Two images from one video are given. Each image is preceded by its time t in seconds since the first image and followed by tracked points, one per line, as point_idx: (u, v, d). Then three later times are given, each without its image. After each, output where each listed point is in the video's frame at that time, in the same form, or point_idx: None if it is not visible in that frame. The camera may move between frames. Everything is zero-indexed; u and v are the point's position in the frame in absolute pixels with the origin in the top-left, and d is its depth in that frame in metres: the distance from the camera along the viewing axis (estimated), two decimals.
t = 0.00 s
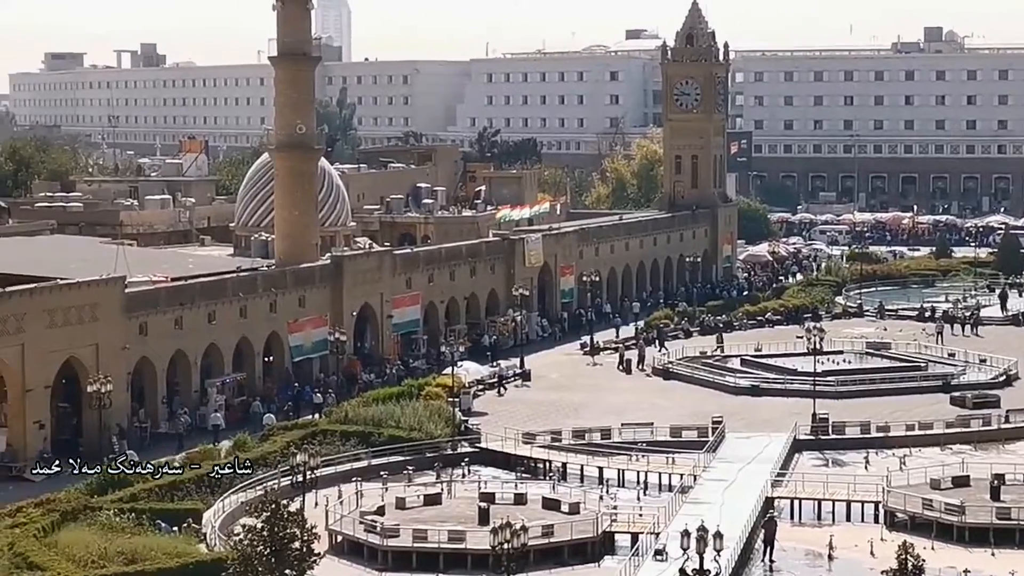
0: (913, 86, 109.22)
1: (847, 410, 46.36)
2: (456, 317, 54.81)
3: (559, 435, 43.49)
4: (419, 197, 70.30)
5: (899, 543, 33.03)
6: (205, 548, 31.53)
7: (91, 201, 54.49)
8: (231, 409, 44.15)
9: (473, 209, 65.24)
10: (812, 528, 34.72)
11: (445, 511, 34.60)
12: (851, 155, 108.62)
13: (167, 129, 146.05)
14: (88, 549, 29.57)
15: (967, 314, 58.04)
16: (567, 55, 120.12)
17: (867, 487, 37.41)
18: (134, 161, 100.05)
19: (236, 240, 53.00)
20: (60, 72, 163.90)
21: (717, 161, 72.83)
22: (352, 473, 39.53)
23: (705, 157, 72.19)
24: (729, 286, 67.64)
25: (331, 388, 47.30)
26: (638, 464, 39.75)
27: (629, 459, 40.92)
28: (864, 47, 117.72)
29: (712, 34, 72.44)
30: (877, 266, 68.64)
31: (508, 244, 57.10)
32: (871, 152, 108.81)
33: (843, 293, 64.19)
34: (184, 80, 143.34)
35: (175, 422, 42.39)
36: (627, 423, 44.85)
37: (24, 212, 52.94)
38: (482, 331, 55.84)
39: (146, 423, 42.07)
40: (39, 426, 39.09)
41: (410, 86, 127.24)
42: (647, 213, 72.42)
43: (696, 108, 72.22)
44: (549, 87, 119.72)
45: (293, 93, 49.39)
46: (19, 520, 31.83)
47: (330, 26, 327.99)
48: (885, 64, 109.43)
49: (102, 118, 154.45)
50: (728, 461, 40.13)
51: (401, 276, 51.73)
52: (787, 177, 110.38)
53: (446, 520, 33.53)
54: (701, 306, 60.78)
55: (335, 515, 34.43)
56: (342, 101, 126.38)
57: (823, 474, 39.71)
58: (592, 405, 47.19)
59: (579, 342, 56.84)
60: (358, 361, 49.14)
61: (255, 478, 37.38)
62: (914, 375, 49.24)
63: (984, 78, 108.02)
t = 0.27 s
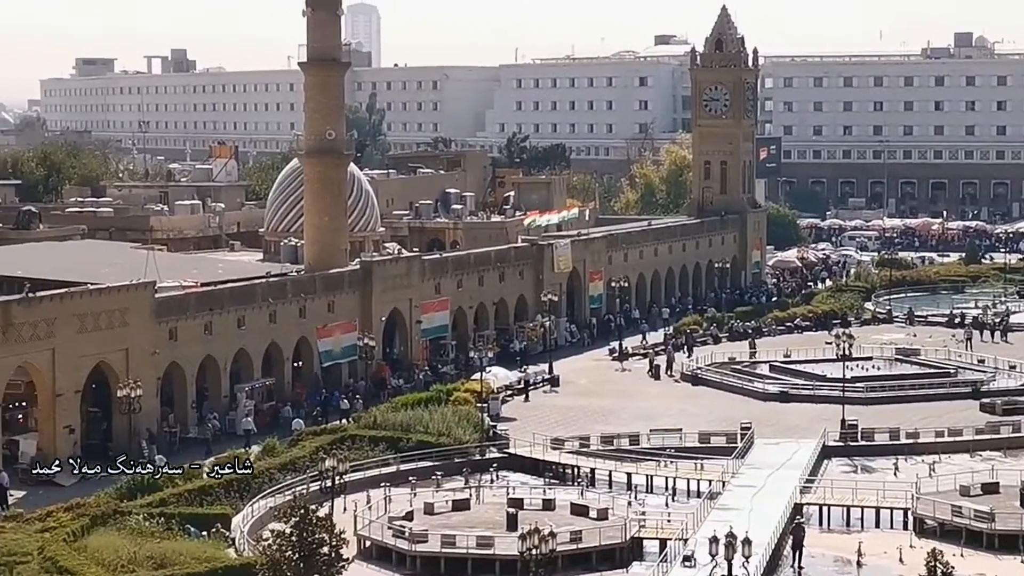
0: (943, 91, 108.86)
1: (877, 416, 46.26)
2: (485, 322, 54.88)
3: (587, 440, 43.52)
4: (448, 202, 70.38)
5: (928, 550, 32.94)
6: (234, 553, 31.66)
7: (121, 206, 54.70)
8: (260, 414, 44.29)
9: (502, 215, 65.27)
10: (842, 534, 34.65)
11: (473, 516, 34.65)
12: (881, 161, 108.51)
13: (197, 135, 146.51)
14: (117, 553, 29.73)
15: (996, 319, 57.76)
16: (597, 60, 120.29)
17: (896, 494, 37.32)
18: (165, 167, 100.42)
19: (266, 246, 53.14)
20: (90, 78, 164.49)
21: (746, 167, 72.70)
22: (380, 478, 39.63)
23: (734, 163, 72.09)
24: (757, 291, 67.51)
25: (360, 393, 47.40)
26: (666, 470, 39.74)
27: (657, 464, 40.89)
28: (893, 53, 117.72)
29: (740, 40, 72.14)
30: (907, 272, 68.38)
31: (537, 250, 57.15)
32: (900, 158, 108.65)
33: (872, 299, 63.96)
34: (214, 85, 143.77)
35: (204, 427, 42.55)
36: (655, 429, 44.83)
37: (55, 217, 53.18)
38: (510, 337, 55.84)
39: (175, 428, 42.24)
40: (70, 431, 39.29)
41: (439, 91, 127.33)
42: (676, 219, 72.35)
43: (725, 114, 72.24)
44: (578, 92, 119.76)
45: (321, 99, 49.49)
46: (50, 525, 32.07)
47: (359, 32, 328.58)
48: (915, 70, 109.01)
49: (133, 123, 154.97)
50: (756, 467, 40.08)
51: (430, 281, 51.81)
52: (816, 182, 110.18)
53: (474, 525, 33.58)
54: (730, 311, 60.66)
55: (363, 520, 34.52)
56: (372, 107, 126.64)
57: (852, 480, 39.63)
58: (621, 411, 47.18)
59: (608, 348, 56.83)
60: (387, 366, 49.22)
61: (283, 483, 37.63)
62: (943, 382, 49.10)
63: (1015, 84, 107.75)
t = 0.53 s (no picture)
0: (964, 100, 108.81)
1: (897, 425, 46.15)
2: (505, 331, 54.88)
3: (607, 449, 43.51)
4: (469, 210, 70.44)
5: (949, 560, 32.89)
6: (254, 561, 31.67)
7: (142, 215, 54.83)
8: (280, 422, 44.35)
9: (522, 224, 65.25)
10: (862, 544, 34.59)
11: (493, 525, 34.65)
12: (901, 170, 108.39)
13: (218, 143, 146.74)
14: (138, 561, 29.75)
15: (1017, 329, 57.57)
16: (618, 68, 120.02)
17: (917, 503, 37.24)
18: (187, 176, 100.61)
19: (287, 254, 53.25)
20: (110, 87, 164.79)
21: (767, 175, 72.58)
22: (399, 487, 39.68)
23: (755, 172, 71.98)
24: (777, 300, 67.40)
25: (380, 402, 47.46)
26: (686, 479, 39.69)
27: (677, 474, 40.85)
28: (915, 62, 117.94)
29: (761, 48, 72.15)
30: (927, 281, 68.21)
31: (557, 258, 57.18)
32: (921, 167, 108.37)
33: (893, 308, 63.77)
34: (234, 94, 143.86)
35: (224, 435, 42.63)
36: (675, 438, 44.80)
37: (76, 225, 53.31)
38: (530, 346, 55.79)
39: (196, 436, 42.33)
40: (90, 439, 39.41)
41: (459, 100, 127.52)
42: (696, 228, 72.28)
43: (745, 122, 72.05)
44: (599, 101, 119.70)
45: (342, 107, 49.60)
46: (72, 532, 32.15)
47: (380, 41, 328.82)
48: (935, 78, 109.05)
49: (154, 132, 155.27)
50: (776, 476, 40.02)
51: (450, 290, 51.83)
52: (837, 191, 110.27)
53: (494, 534, 33.56)
54: (750, 320, 60.55)
55: (383, 528, 34.55)
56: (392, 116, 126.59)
57: (872, 489, 39.55)
58: (641, 419, 47.15)
59: (628, 356, 56.80)
60: (407, 374, 49.26)
61: (304, 491, 37.70)
62: (963, 391, 48.97)
63: None
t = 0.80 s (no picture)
0: (977, 106, 108.43)
1: (911, 432, 46.10)
2: (518, 337, 54.89)
3: (620, 455, 43.52)
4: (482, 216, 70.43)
5: (963, 567, 32.89)
6: (266, 567, 31.72)
7: (156, 221, 54.97)
8: (293, 428, 44.42)
9: (536, 230, 65.18)
10: (875, 551, 34.58)
11: (505, 531, 34.69)
12: (915, 176, 108.41)
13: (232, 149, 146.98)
14: (151, 566, 29.81)
15: None
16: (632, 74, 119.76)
17: (931, 510, 37.23)
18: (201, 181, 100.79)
19: (301, 259, 53.33)
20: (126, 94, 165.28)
21: (780, 181, 72.51)
22: (412, 493, 39.73)
23: (768, 178, 71.93)
24: (790, 306, 67.28)
25: (393, 407, 47.51)
26: (698, 486, 39.67)
27: (690, 480, 40.83)
28: (930, 69, 117.41)
29: (774, 55, 72.27)
30: (940, 288, 68.07)
31: (570, 265, 57.15)
32: (935, 173, 108.28)
33: (906, 315, 63.61)
34: (250, 100, 144.60)
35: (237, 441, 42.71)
36: (688, 444, 44.79)
37: (90, 230, 53.47)
38: (544, 352, 55.76)
39: (208, 442, 42.41)
40: (104, 444, 39.52)
41: (473, 107, 127.62)
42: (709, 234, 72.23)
43: (759, 129, 72.14)
44: (612, 108, 119.68)
45: (355, 114, 49.72)
46: (85, 538, 32.25)
47: (393, 49, 329.33)
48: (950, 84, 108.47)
49: (168, 138, 155.76)
50: (790, 482, 40.00)
51: (463, 296, 51.86)
52: (851, 198, 110.37)
53: (507, 540, 33.56)
54: (763, 326, 60.47)
55: (395, 534, 34.60)
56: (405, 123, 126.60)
57: (886, 496, 39.51)
58: (653, 425, 47.14)
59: (641, 362, 56.78)
60: (419, 380, 49.30)
61: (317, 496, 37.77)
62: (977, 398, 48.90)
63: None
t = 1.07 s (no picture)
0: (958, 126, 114.40)
1: (895, 432, 49.47)
2: (529, 342, 58.31)
3: (623, 453, 46.95)
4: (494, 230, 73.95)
5: (944, 558, 36.13)
6: (293, 557, 35.00)
7: (191, 233, 58.60)
8: (318, 427, 47.82)
9: (545, 242, 68.62)
10: (862, 543, 37.94)
11: (518, 524, 38.09)
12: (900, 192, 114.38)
13: (261, 167, 152.65)
14: (185, 556, 32.97)
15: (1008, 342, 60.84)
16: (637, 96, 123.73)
17: (914, 505, 40.60)
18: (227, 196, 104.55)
19: (325, 269, 56.83)
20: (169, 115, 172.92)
21: (774, 197, 75.98)
22: (430, 488, 43.12)
23: (763, 193, 75.34)
24: (784, 314, 70.76)
25: (410, 408, 50.93)
26: (697, 482, 43.00)
27: (689, 476, 44.22)
28: (913, 90, 123.45)
29: (768, 78, 75.47)
30: (924, 297, 71.52)
31: (577, 275, 60.50)
32: (918, 189, 114.36)
33: (892, 322, 67.05)
34: (275, 120, 151.56)
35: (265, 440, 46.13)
36: (687, 443, 48.20)
37: (128, 242, 57.06)
38: (552, 356, 59.19)
39: (239, 440, 45.78)
40: (141, 442, 42.84)
41: (486, 126, 131.83)
42: (706, 246, 75.76)
43: (753, 149, 75.55)
44: (615, 127, 123.73)
45: (376, 133, 53.09)
46: (125, 530, 35.22)
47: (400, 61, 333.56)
48: (933, 107, 114.59)
49: (199, 157, 162.96)
50: (782, 479, 43.39)
51: (477, 304, 55.28)
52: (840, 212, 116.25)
53: (517, 532, 36.95)
54: (758, 333, 63.92)
55: (416, 527, 38.00)
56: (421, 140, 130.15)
57: (872, 491, 42.87)
58: (655, 426, 50.55)
59: (643, 366, 60.25)
60: (436, 383, 52.73)
61: (342, 491, 41.16)
62: (959, 400, 52.27)
63: None
